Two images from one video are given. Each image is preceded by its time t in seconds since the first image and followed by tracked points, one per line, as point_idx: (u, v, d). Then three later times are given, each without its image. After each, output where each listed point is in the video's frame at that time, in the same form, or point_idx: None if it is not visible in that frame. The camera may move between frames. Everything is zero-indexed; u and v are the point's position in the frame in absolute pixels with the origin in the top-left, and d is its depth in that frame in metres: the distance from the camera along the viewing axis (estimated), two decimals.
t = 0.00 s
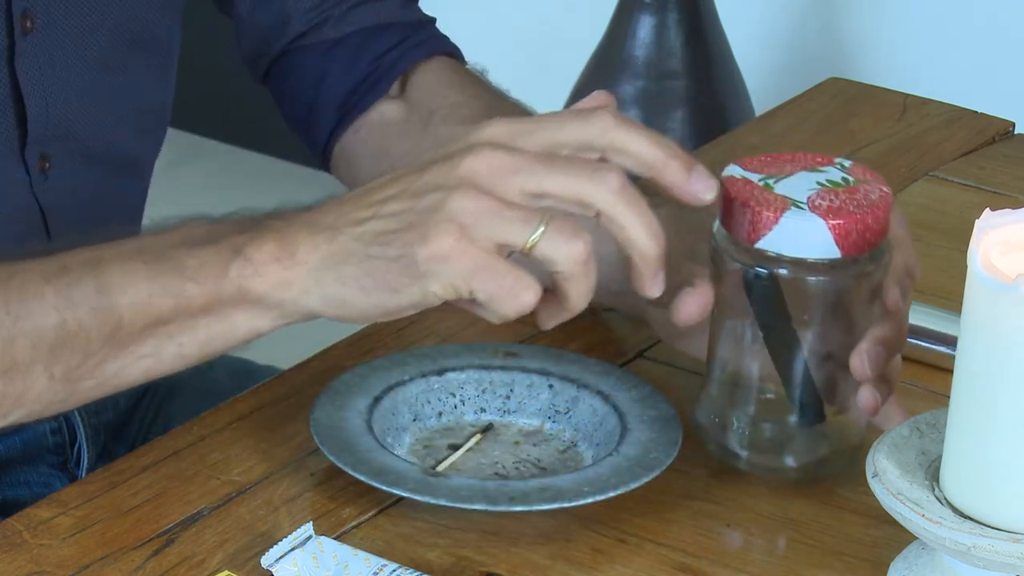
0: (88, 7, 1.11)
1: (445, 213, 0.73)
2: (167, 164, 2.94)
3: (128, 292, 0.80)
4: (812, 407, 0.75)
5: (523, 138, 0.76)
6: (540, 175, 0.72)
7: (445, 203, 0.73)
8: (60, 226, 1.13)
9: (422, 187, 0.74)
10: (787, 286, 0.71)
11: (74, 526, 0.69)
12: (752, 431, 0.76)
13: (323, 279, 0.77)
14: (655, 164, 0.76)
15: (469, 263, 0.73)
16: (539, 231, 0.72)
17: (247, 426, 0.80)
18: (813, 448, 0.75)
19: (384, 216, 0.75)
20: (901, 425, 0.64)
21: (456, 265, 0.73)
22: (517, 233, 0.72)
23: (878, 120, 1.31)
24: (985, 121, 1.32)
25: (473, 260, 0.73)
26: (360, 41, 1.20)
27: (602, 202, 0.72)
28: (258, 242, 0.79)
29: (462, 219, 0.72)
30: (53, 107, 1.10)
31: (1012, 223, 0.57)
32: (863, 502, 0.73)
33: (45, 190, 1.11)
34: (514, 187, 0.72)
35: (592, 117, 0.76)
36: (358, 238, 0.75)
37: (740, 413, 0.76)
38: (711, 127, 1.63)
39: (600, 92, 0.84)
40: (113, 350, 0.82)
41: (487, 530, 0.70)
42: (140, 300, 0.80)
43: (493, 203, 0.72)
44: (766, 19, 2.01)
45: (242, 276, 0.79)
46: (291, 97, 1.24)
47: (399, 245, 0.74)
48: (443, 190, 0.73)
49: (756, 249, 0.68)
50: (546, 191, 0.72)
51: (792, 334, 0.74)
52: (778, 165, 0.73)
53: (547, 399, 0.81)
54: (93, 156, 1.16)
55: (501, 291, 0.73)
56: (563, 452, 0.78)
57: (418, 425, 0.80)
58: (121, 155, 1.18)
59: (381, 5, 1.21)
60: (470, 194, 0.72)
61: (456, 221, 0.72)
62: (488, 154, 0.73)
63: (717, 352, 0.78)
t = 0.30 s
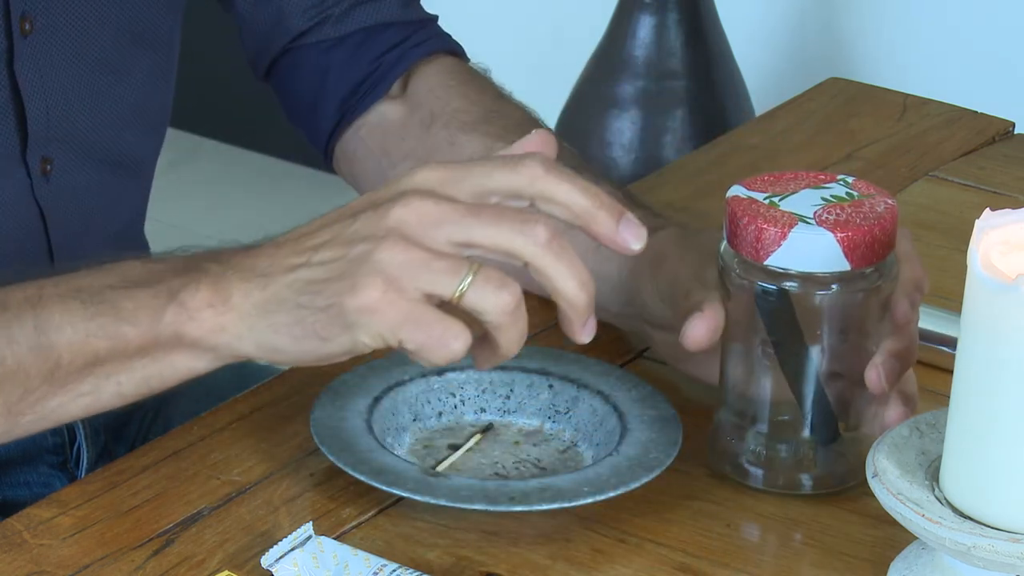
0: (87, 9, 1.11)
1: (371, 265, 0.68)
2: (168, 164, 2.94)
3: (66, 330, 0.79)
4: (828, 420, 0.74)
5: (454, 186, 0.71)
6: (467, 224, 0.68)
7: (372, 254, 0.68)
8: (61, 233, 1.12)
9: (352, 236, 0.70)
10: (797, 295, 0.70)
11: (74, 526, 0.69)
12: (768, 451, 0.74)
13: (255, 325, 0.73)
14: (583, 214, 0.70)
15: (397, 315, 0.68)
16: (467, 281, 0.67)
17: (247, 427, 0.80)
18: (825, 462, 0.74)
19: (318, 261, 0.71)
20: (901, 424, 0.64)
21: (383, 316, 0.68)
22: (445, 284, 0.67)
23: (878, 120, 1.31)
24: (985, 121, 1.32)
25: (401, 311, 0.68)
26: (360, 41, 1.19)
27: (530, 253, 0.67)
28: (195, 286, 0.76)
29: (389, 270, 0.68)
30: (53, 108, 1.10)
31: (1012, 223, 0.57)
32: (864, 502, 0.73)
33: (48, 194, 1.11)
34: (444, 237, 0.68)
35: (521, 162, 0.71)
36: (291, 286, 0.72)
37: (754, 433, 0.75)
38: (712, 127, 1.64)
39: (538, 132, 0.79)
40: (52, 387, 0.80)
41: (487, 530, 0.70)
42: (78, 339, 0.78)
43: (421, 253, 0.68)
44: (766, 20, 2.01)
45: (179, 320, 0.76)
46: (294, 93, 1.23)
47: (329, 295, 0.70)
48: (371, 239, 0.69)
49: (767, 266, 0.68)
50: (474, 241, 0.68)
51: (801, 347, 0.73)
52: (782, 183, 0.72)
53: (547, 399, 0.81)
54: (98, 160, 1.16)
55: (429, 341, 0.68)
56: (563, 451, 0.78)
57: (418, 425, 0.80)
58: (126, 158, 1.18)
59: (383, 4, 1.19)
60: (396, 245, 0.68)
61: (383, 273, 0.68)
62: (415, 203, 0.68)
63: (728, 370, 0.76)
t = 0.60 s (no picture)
0: (87, 7, 1.11)
1: (332, 284, 0.68)
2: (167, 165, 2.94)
3: (34, 344, 0.80)
4: (825, 421, 0.74)
5: (419, 205, 0.71)
6: (429, 243, 0.68)
7: (335, 274, 0.68)
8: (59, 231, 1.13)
9: (315, 254, 0.70)
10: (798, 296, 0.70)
11: (74, 526, 0.69)
12: (769, 451, 0.74)
13: (220, 342, 0.74)
14: (545, 234, 0.71)
15: (358, 333, 0.68)
16: (428, 299, 0.67)
17: (247, 427, 0.80)
18: (823, 464, 0.74)
19: (281, 281, 0.71)
20: (901, 425, 0.64)
21: (344, 335, 0.68)
22: (405, 303, 0.67)
23: (878, 120, 1.31)
24: (985, 121, 1.32)
25: (362, 330, 0.67)
26: (356, 40, 1.19)
27: (492, 273, 0.68)
28: (160, 301, 0.76)
29: (351, 290, 0.68)
30: (52, 108, 1.11)
31: (1012, 223, 0.57)
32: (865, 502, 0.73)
33: (47, 193, 1.11)
34: (405, 257, 0.68)
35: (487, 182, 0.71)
36: (255, 305, 0.72)
37: (755, 433, 0.75)
38: (711, 127, 1.64)
39: (507, 148, 0.79)
40: (20, 400, 0.81)
41: (487, 531, 0.70)
42: (46, 352, 0.80)
43: (383, 272, 0.68)
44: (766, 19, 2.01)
45: (143, 335, 0.77)
46: (291, 92, 1.23)
47: (290, 314, 0.70)
48: (335, 259, 0.69)
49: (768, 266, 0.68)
50: (437, 259, 0.68)
51: (801, 346, 0.73)
52: (781, 183, 0.72)
53: (547, 399, 0.81)
54: (98, 159, 1.16)
55: (391, 359, 0.67)
56: (563, 452, 0.78)
57: (418, 425, 0.80)
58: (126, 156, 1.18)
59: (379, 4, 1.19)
60: (358, 264, 0.68)
61: (344, 292, 0.68)
62: (379, 223, 0.69)
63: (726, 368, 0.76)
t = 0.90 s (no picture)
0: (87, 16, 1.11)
1: (119, 324, 0.66)
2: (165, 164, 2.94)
3: None
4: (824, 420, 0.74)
5: (201, 234, 0.67)
6: (210, 280, 0.65)
7: (121, 313, 0.66)
8: (54, 237, 1.13)
9: (106, 292, 0.67)
10: (799, 295, 0.71)
11: (74, 527, 0.69)
12: (769, 450, 0.74)
13: (32, 377, 0.73)
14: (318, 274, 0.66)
15: (150, 369, 0.66)
16: (211, 334, 0.66)
17: (246, 426, 0.79)
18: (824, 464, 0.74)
19: (80, 321, 0.69)
20: (901, 424, 0.64)
21: (134, 374, 0.67)
22: (187, 339, 0.66)
23: (878, 120, 1.31)
24: (985, 121, 1.32)
25: (152, 368, 0.66)
26: (301, 66, 1.19)
27: (270, 311, 0.66)
28: None
29: (135, 330, 0.66)
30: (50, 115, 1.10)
31: (1012, 223, 0.57)
32: (864, 502, 0.73)
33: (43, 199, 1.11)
34: (186, 293, 0.65)
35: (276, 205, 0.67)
36: (61, 346, 0.70)
37: (755, 433, 0.75)
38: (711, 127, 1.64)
39: (320, 178, 0.69)
40: None
41: (487, 530, 0.70)
42: None
43: (165, 311, 0.65)
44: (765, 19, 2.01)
45: None
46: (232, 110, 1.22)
47: (88, 355, 0.68)
48: (120, 296, 0.66)
49: (767, 266, 0.67)
50: (216, 296, 0.65)
51: (801, 344, 0.73)
52: (781, 183, 0.72)
53: (547, 399, 0.81)
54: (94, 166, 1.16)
55: (182, 390, 0.67)
56: (563, 451, 0.78)
57: (418, 425, 0.80)
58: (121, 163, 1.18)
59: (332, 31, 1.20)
60: (142, 302, 0.66)
61: (130, 332, 0.66)
62: (160, 259, 0.66)
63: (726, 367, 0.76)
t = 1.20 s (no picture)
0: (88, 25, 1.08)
1: None
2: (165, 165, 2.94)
3: None
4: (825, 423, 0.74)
5: None
6: None
7: None
8: (46, 252, 1.08)
9: None
10: (799, 295, 0.70)
11: (74, 527, 0.69)
12: (768, 450, 0.74)
13: None
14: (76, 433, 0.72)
15: None
16: None
17: (246, 427, 0.79)
18: (822, 465, 0.74)
19: None
20: (901, 424, 0.64)
21: None
22: None
23: (878, 120, 1.31)
24: (986, 121, 1.32)
25: None
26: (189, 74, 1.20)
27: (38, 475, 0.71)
28: None
29: None
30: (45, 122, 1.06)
31: (1012, 222, 0.57)
32: (863, 502, 0.73)
33: (31, 206, 1.06)
34: None
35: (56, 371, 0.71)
36: None
37: (755, 432, 0.75)
38: (711, 128, 1.65)
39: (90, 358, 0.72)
40: None
41: (487, 530, 0.70)
42: None
43: None
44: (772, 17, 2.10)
45: None
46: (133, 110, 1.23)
47: None
48: None
49: (767, 266, 0.68)
50: None
51: (801, 343, 0.73)
52: (781, 183, 0.72)
53: (547, 399, 0.81)
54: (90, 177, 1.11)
55: None
56: (563, 452, 0.78)
57: (417, 425, 0.80)
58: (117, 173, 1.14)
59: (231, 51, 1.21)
60: None
61: None
62: None
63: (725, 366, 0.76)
